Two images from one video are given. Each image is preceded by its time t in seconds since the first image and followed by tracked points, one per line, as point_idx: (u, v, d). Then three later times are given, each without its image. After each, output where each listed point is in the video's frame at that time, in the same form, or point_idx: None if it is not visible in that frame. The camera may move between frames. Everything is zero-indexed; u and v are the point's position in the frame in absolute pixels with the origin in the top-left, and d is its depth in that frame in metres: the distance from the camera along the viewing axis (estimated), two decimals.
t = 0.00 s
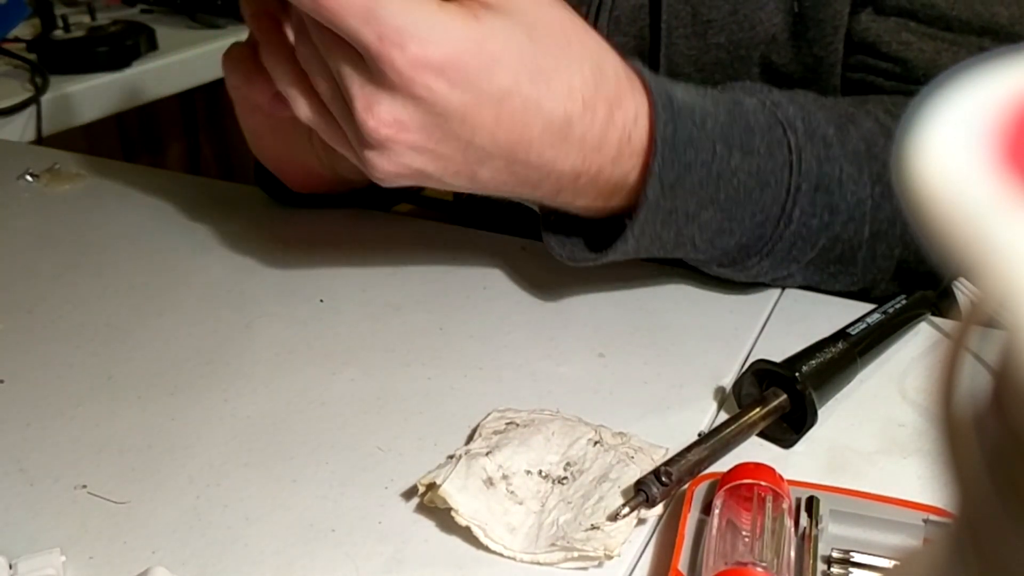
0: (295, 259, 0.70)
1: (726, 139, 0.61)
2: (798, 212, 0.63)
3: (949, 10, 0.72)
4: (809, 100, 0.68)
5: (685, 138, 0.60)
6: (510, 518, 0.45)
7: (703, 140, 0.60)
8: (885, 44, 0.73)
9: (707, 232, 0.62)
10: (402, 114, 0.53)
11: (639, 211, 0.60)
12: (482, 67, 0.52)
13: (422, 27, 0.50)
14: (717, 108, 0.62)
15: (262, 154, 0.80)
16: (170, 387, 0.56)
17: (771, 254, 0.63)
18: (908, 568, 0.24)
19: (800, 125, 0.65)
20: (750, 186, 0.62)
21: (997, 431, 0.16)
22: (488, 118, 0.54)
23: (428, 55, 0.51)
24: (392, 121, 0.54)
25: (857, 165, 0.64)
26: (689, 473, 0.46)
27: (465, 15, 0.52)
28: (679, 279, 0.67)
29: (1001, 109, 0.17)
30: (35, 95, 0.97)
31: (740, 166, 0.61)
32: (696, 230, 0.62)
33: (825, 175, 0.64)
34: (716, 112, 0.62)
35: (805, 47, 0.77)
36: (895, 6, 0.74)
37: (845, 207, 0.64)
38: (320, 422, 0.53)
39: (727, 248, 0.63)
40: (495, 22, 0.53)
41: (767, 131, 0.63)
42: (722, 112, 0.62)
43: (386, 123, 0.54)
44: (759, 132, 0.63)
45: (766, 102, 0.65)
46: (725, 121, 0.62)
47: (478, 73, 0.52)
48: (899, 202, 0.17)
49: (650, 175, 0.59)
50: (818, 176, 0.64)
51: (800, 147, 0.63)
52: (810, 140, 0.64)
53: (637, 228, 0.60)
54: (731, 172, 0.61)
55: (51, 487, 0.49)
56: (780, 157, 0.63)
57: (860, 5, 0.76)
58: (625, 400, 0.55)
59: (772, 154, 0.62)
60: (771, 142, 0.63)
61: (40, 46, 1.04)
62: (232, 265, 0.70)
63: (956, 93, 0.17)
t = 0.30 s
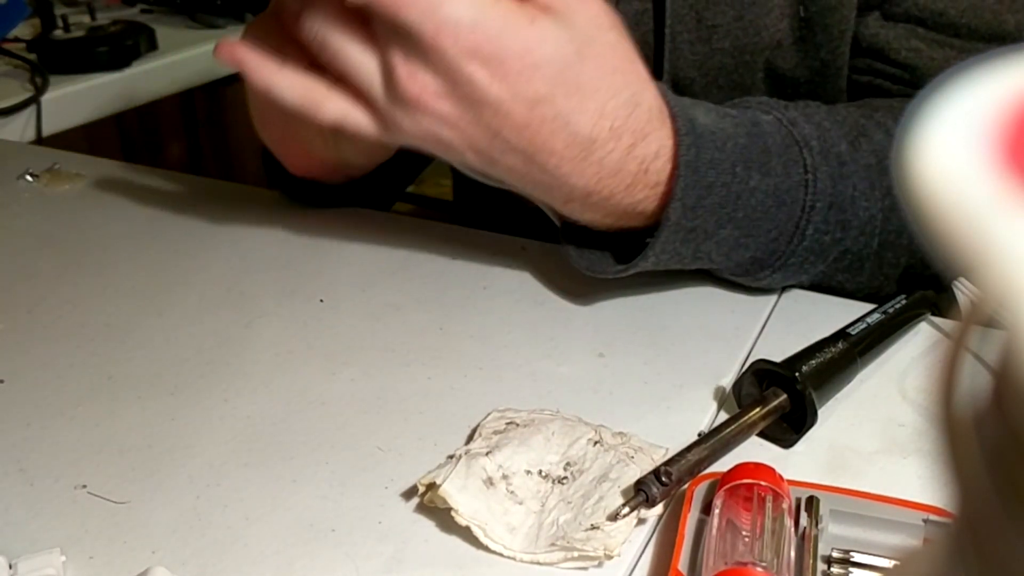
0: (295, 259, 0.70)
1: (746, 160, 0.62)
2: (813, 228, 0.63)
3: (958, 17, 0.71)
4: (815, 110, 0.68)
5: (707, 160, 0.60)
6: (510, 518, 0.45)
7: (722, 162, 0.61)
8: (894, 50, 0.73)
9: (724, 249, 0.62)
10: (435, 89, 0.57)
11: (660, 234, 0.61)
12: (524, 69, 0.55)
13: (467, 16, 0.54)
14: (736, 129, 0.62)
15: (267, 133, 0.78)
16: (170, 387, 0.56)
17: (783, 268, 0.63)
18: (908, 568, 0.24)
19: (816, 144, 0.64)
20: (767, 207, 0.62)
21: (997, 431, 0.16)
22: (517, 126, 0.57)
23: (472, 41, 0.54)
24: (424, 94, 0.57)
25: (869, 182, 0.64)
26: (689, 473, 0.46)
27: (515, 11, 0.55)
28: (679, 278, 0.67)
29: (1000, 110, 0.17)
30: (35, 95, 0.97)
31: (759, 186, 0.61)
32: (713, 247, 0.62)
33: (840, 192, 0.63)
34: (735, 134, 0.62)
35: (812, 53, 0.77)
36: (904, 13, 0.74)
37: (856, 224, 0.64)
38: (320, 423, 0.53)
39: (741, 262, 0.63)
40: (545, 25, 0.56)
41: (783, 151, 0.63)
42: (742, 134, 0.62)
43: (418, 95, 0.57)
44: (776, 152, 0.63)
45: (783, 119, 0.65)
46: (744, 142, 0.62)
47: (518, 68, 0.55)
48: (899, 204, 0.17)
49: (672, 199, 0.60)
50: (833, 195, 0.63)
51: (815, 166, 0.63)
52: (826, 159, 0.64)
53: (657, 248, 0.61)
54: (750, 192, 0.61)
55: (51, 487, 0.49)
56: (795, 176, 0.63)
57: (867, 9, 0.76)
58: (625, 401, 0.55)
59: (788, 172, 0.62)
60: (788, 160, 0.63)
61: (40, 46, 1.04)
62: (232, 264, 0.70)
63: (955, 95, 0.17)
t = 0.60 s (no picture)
0: (296, 259, 0.70)
1: (728, 149, 0.62)
2: (808, 199, 0.64)
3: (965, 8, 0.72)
4: (813, 90, 0.67)
5: (692, 156, 0.61)
6: (511, 518, 0.45)
7: (707, 154, 0.61)
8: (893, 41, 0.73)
9: (733, 231, 0.64)
10: None
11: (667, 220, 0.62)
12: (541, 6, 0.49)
13: None
14: (718, 123, 0.62)
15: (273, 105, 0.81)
16: (170, 387, 0.56)
17: (795, 237, 0.65)
18: (910, 568, 0.24)
19: (803, 123, 0.64)
20: (760, 185, 0.62)
21: (999, 432, 0.16)
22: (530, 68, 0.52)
23: None
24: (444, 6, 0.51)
25: (862, 150, 0.64)
26: (690, 473, 0.45)
27: None
28: (680, 279, 0.67)
29: (1000, 110, 0.17)
30: (36, 94, 0.97)
31: (747, 170, 0.62)
32: (721, 232, 0.63)
33: (829, 165, 0.63)
34: (717, 127, 0.62)
35: (807, 38, 0.77)
36: None
37: (850, 189, 0.64)
38: (321, 422, 0.53)
39: (754, 237, 0.65)
40: None
41: (771, 135, 0.63)
42: (723, 126, 0.62)
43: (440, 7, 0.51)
44: (762, 137, 0.63)
45: (772, 103, 0.65)
46: (726, 134, 0.62)
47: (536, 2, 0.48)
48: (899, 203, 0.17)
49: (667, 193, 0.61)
50: (823, 167, 0.63)
51: (803, 143, 0.63)
52: (830, 142, 0.64)
53: (670, 233, 0.62)
54: (739, 177, 0.62)
55: (52, 487, 0.49)
56: (783, 156, 0.63)
57: None
58: (626, 401, 0.55)
59: (775, 154, 0.63)
60: (774, 143, 0.63)
61: (40, 46, 1.04)
62: (234, 265, 0.70)
63: (955, 95, 0.17)
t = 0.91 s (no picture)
0: (295, 259, 0.70)
1: (728, 152, 0.62)
2: (808, 202, 0.64)
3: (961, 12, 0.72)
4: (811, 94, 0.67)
5: (692, 160, 0.61)
6: (511, 518, 0.45)
7: (707, 159, 0.61)
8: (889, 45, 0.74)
9: (732, 234, 0.64)
10: None
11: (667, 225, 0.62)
12: None
13: None
14: (719, 128, 0.62)
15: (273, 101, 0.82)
16: (171, 387, 0.56)
17: (794, 241, 0.65)
18: (909, 568, 0.24)
19: (802, 126, 0.64)
20: (760, 188, 0.63)
21: (1000, 433, 0.16)
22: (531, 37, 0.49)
23: None
24: None
25: (862, 154, 0.64)
26: (690, 473, 0.45)
27: None
28: (680, 278, 0.67)
29: (998, 111, 0.17)
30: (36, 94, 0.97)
31: (748, 173, 0.62)
32: (721, 235, 0.63)
33: (828, 168, 0.63)
34: (717, 131, 0.62)
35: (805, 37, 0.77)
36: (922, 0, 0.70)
37: (848, 193, 0.64)
38: (321, 422, 0.53)
39: (752, 240, 0.65)
40: None
41: (770, 138, 0.63)
42: (724, 130, 0.62)
43: None
44: (762, 141, 0.63)
45: (773, 105, 0.65)
46: (727, 137, 0.62)
47: None
48: (897, 204, 0.17)
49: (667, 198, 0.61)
50: (822, 170, 0.63)
51: (802, 147, 0.63)
52: (830, 144, 0.64)
53: (670, 238, 0.62)
54: (739, 180, 0.62)
55: (52, 487, 0.49)
56: (783, 159, 0.63)
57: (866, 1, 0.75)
58: (626, 401, 0.54)
59: (775, 157, 0.63)
60: (774, 146, 0.63)
61: (40, 46, 1.04)
62: (234, 264, 0.70)
63: (952, 96, 0.17)
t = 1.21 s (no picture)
0: (295, 259, 0.70)
1: (719, 140, 0.61)
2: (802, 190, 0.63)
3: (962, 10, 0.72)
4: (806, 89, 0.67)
5: (683, 147, 0.61)
6: (511, 518, 0.45)
7: (699, 146, 0.61)
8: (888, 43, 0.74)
9: (727, 223, 0.63)
10: None
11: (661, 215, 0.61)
12: None
13: None
14: (709, 117, 0.62)
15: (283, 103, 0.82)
16: (170, 387, 0.56)
17: (788, 231, 0.64)
18: (909, 567, 0.24)
19: (793, 117, 0.64)
20: (752, 176, 0.62)
21: (1000, 433, 0.16)
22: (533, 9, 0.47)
23: None
24: None
25: (854, 145, 0.64)
26: (690, 473, 0.45)
27: None
28: (680, 279, 0.67)
29: (997, 112, 0.17)
30: (36, 94, 0.97)
31: (740, 160, 0.61)
32: (715, 225, 0.63)
33: (821, 154, 0.63)
34: (708, 121, 0.62)
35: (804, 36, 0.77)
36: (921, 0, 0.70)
37: (842, 181, 0.64)
38: (321, 422, 0.53)
39: (747, 233, 0.64)
40: None
41: (760, 128, 0.63)
42: (714, 120, 0.62)
43: None
44: (752, 130, 0.62)
45: (763, 100, 0.65)
46: (717, 127, 0.62)
47: None
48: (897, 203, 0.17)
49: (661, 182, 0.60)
50: (814, 156, 0.63)
51: (793, 135, 0.63)
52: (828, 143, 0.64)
53: (664, 227, 0.61)
54: (731, 167, 0.61)
55: (52, 487, 0.49)
56: (774, 147, 0.62)
57: None
58: (626, 401, 0.54)
59: (766, 146, 0.62)
60: (765, 134, 0.63)
61: (40, 46, 1.04)
62: (233, 264, 0.70)
63: (952, 96, 0.17)
